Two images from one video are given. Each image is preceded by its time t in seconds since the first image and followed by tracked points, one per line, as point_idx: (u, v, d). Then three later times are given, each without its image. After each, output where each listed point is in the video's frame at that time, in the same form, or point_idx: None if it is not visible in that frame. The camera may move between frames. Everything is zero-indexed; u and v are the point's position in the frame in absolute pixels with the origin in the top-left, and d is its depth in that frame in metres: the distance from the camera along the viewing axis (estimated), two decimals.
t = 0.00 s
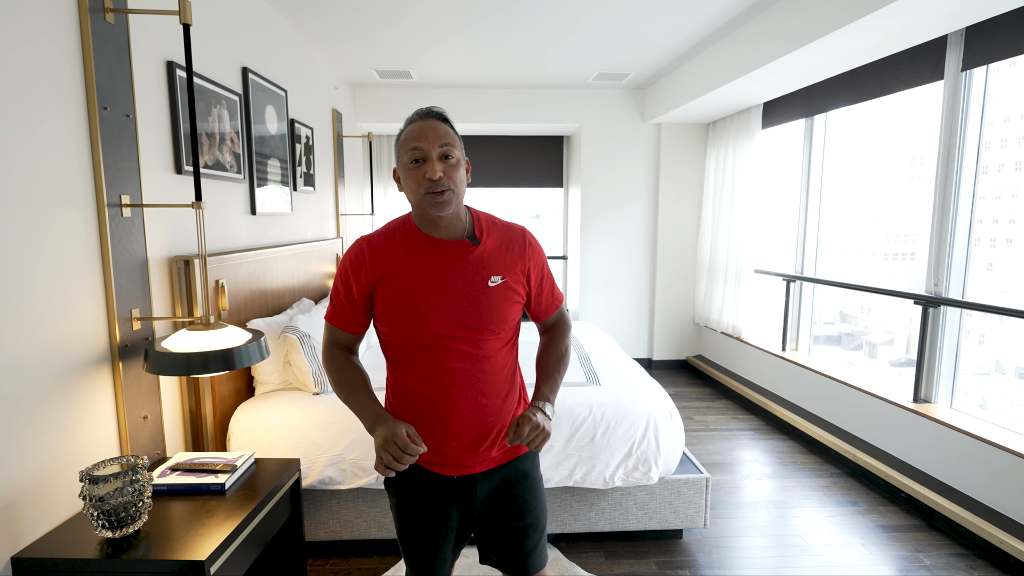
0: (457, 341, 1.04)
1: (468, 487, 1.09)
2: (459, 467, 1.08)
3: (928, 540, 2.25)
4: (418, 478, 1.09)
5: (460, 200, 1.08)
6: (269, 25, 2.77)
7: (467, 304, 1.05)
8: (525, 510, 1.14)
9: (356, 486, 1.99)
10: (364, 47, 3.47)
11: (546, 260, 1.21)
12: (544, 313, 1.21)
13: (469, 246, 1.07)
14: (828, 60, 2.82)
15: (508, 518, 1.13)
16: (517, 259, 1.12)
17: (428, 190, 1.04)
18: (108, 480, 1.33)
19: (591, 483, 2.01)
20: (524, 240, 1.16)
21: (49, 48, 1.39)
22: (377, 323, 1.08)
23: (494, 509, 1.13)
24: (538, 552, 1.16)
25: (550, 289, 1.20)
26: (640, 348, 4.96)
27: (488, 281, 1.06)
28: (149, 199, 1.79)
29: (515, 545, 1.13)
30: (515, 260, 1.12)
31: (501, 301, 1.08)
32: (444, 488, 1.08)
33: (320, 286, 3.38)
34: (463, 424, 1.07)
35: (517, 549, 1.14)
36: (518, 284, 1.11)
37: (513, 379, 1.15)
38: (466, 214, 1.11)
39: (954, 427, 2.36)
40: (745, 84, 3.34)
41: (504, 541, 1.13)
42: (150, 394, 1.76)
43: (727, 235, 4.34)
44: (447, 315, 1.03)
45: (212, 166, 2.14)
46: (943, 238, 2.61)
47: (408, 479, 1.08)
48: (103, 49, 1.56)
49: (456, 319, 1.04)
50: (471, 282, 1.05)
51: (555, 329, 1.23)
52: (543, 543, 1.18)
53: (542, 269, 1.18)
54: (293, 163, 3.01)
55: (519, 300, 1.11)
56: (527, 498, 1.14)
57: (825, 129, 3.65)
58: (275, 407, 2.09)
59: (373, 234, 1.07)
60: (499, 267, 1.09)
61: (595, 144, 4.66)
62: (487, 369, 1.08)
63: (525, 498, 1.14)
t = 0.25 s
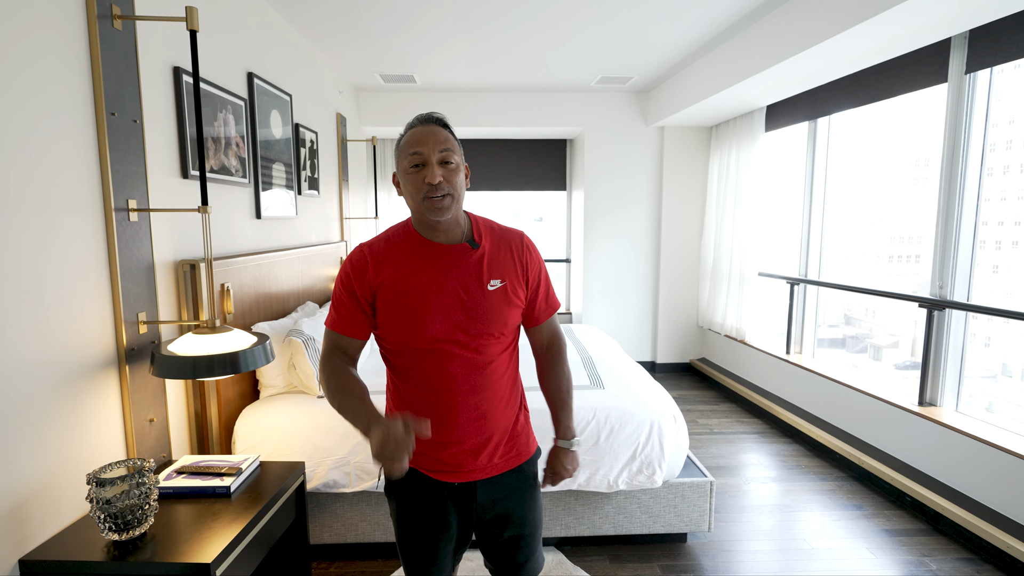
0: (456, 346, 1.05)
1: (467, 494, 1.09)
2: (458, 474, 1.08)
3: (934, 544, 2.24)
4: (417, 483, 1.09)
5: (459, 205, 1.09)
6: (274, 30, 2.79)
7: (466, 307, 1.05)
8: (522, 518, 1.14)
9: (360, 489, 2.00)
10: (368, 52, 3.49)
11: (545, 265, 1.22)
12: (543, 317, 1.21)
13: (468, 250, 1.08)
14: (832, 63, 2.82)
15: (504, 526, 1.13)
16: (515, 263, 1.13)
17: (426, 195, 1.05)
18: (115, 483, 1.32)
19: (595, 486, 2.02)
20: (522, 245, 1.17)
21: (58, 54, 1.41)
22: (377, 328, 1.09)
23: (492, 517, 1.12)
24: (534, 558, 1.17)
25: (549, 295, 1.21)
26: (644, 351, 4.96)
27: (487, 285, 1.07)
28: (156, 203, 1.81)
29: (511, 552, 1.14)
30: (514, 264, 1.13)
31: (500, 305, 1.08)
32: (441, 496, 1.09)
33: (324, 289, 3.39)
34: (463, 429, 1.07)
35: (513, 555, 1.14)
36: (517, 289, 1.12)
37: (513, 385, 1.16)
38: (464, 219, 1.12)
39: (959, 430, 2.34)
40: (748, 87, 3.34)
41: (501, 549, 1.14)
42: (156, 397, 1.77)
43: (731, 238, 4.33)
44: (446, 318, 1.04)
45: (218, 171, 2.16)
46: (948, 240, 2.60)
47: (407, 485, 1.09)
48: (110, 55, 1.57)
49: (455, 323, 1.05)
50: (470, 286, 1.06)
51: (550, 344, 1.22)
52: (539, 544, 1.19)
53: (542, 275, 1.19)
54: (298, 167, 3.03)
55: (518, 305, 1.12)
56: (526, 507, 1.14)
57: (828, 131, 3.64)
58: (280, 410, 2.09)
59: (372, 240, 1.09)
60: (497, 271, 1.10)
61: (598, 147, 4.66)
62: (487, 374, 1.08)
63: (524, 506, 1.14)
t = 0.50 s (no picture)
0: (458, 347, 1.05)
1: (468, 498, 1.09)
2: (460, 477, 1.07)
3: (938, 548, 2.23)
4: (417, 488, 1.09)
5: (457, 206, 1.09)
6: (278, 34, 2.80)
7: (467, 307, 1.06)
8: (522, 522, 1.14)
9: (363, 491, 2.00)
10: (371, 55, 3.50)
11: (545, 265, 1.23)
12: (545, 317, 1.22)
13: (468, 250, 1.09)
14: (834, 66, 2.82)
15: (504, 530, 1.13)
16: (516, 263, 1.14)
17: (422, 196, 1.05)
18: (118, 484, 1.34)
19: (598, 488, 2.02)
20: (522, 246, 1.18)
21: (65, 59, 1.42)
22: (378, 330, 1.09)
23: (492, 521, 1.12)
24: (535, 561, 1.16)
25: (550, 295, 1.21)
26: (647, 353, 4.95)
27: (487, 284, 1.08)
28: (161, 206, 1.82)
29: (513, 557, 1.14)
30: (514, 264, 1.14)
31: (500, 305, 1.09)
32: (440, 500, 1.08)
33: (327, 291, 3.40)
34: (465, 430, 1.07)
35: (514, 559, 1.14)
36: (517, 289, 1.12)
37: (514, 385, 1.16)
38: (462, 220, 1.13)
39: (964, 433, 2.33)
40: (750, 90, 3.34)
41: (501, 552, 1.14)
42: (160, 399, 1.78)
43: (734, 240, 4.33)
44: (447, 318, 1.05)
45: (222, 174, 2.17)
46: (952, 242, 2.59)
47: (407, 489, 1.09)
48: (115, 59, 1.58)
49: (456, 323, 1.05)
50: (471, 285, 1.07)
51: (560, 337, 1.25)
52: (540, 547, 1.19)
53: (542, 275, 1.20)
54: (301, 170, 3.04)
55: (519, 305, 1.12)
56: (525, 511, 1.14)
57: (831, 133, 3.64)
58: (283, 412, 2.10)
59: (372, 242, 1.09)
60: (498, 270, 1.10)
61: (601, 149, 4.67)
62: (488, 374, 1.08)
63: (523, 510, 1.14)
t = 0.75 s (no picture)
0: (463, 350, 1.05)
1: (474, 500, 1.09)
2: (465, 479, 1.08)
3: (942, 551, 2.22)
4: (422, 491, 1.08)
5: (462, 212, 1.10)
6: (282, 37, 2.82)
7: (472, 310, 1.06)
8: (527, 523, 1.14)
9: (365, 493, 2.00)
10: (374, 58, 3.51)
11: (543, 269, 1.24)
12: (541, 320, 1.22)
13: (472, 253, 1.10)
14: (837, 67, 2.82)
15: (509, 533, 1.13)
16: (517, 266, 1.15)
17: (427, 203, 1.06)
18: (123, 486, 1.33)
19: (601, 490, 2.01)
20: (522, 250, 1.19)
21: (69, 63, 1.43)
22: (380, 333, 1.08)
23: (498, 524, 1.12)
24: (539, 563, 1.17)
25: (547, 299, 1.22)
26: (649, 355, 4.95)
27: (491, 287, 1.08)
28: (165, 209, 1.82)
29: (518, 558, 1.14)
30: (515, 268, 1.15)
31: (504, 308, 1.10)
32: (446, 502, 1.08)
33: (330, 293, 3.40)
34: (469, 433, 1.07)
35: (519, 561, 1.14)
36: (519, 292, 1.14)
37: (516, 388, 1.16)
38: (466, 226, 1.14)
39: (968, 436, 2.32)
40: (753, 92, 3.34)
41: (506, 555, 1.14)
42: (164, 401, 1.78)
43: (736, 242, 4.32)
44: (452, 321, 1.05)
45: (226, 177, 2.18)
46: (955, 244, 2.59)
47: (411, 493, 1.08)
48: (121, 63, 1.59)
49: (461, 326, 1.06)
50: (475, 288, 1.07)
51: (552, 342, 1.26)
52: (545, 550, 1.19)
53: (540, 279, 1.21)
54: (304, 173, 3.05)
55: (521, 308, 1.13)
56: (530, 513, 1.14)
57: (834, 135, 3.64)
58: (286, 414, 2.10)
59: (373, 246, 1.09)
60: (500, 274, 1.11)
61: (603, 151, 4.67)
62: (492, 377, 1.08)
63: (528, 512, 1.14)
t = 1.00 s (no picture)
0: (472, 350, 1.05)
1: (484, 502, 1.09)
2: (476, 480, 1.07)
3: (945, 553, 2.21)
4: (433, 492, 1.09)
5: (469, 212, 1.11)
6: (285, 40, 2.83)
7: (482, 310, 1.07)
8: (539, 526, 1.13)
9: (367, 494, 2.00)
10: (376, 60, 3.52)
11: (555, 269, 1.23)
12: (551, 321, 1.22)
13: (480, 254, 1.10)
14: (839, 69, 2.82)
15: (519, 534, 1.12)
16: (526, 267, 1.15)
17: (434, 204, 1.07)
18: (126, 487, 1.34)
19: (602, 492, 2.01)
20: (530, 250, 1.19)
21: (73, 66, 1.44)
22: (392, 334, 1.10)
23: (508, 525, 1.12)
24: (550, 567, 1.15)
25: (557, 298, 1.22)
26: (651, 357, 4.94)
27: (500, 287, 1.09)
28: (168, 210, 1.83)
29: (529, 560, 1.12)
30: (524, 267, 1.14)
31: (514, 307, 1.09)
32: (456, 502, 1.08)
33: (332, 295, 3.41)
34: (480, 433, 1.07)
35: (531, 565, 1.13)
36: (529, 291, 1.13)
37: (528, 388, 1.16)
38: (475, 225, 1.15)
39: (972, 438, 2.32)
40: (755, 93, 3.34)
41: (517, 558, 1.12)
42: (166, 402, 1.79)
43: (738, 244, 4.32)
44: (460, 321, 1.05)
45: (229, 178, 2.19)
46: (958, 245, 2.58)
47: (421, 492, 1.08)
48: (124, 65, 1.60)
49: (471, 326, 1.06)
50: (484, 288, 1.07)
51: (564, 343, 1.25)
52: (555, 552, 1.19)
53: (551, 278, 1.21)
54: (306, 174, 3.06)
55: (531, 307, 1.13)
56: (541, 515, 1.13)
57: (836, 137, 3.64)
58: (288, 415, 2.10)
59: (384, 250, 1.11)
60: (510, 273, 1.11)
61: (605, 152, 4.67)
62: (503, 377, 1.08)
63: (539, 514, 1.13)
